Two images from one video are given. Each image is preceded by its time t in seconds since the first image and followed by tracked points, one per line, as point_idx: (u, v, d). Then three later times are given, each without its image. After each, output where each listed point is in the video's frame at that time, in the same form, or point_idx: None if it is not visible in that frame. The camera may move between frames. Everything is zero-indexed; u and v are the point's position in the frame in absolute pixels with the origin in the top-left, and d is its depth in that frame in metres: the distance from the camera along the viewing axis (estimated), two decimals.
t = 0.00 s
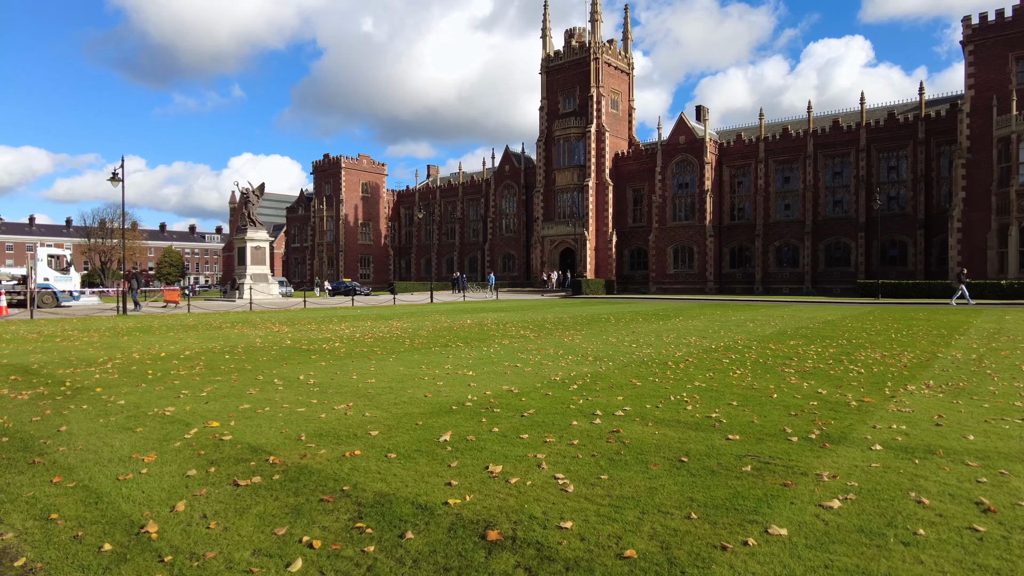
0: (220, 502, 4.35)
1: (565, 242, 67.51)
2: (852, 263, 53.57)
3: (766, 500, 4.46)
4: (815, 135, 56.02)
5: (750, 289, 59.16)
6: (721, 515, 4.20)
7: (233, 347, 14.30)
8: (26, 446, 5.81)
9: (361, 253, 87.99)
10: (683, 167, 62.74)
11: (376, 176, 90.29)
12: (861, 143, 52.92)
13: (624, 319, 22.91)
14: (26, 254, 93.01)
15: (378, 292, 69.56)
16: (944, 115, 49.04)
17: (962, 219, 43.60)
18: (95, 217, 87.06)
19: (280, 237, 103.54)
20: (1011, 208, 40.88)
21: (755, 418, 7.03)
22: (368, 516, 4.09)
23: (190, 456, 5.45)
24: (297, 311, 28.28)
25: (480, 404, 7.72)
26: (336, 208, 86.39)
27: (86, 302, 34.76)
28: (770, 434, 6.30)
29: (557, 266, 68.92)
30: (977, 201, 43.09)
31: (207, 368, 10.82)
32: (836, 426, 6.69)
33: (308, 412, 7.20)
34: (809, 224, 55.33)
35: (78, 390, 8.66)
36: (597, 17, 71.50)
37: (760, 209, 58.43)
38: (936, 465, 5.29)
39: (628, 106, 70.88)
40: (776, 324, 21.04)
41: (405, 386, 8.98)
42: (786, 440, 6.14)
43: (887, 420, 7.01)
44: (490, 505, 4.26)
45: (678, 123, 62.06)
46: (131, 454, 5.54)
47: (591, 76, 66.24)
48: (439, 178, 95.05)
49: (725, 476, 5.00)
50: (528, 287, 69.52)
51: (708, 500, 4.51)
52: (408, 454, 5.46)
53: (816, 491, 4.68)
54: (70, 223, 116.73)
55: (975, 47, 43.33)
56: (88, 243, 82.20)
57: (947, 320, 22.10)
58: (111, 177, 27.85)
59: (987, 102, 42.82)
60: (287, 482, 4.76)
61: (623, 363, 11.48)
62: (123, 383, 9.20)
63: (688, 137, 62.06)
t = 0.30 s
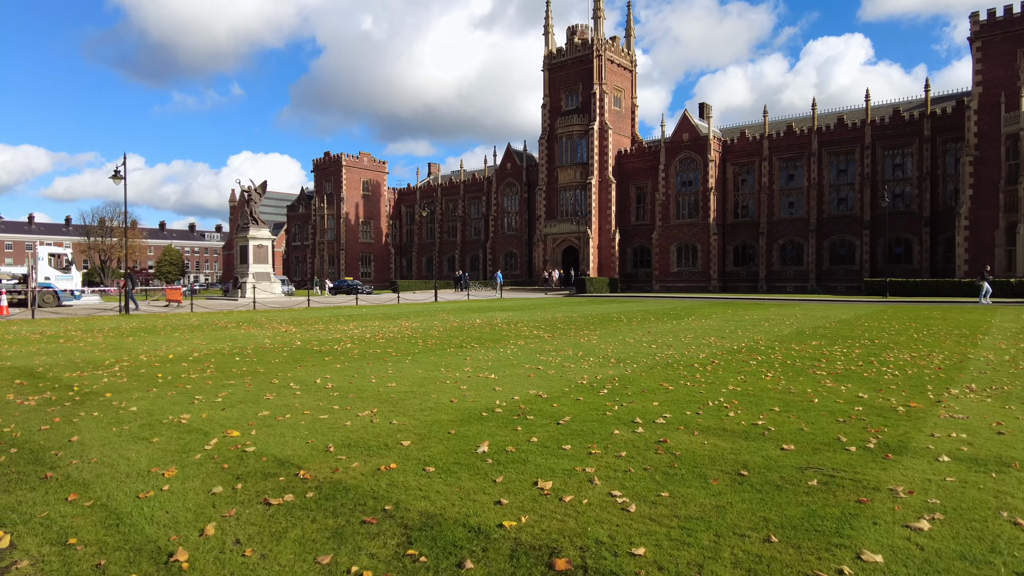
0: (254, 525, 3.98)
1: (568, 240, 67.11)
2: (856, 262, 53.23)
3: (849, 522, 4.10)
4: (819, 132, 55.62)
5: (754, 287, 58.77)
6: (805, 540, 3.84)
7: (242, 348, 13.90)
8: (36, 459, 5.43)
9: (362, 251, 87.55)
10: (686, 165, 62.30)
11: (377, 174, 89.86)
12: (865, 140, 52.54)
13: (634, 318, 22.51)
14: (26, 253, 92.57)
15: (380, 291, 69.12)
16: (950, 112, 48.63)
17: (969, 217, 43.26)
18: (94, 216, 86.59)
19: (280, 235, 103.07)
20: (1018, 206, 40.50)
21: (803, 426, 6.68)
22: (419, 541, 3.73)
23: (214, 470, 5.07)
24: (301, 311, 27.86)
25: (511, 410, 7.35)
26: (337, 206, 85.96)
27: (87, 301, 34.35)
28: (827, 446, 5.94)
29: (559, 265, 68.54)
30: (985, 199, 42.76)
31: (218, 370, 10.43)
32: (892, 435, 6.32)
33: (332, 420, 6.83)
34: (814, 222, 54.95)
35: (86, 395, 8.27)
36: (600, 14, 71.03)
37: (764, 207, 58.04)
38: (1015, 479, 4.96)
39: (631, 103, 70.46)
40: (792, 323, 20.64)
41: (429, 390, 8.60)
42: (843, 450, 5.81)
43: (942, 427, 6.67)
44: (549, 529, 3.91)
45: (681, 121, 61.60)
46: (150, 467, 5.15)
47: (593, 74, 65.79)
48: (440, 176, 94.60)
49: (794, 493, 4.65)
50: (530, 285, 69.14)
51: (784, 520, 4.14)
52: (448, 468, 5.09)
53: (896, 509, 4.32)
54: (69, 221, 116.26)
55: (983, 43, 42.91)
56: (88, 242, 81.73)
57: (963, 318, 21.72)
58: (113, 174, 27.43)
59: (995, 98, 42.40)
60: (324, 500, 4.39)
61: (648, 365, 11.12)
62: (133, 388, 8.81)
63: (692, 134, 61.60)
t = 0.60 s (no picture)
0: (299, 542, 3.66)
1: (571, 238, 66.76)
2: (862, 260, 52.87)
3: (945, 536, 3.77)
4: (824, 130, 55.24)
5: (758, 285, 58.39)
6: (904, 558, 3.51)
7: (254, 347, 13.55)
8: (55, 467, 5.10)
9: (363, 249, 87.17)
10: (690, 163, 61.86)
11: (378, 172, 89.50)
12: (871, 138, 52.17)
13: (647, 317, 22.17)
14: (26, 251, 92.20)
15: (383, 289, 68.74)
16: (956, 110, 48.28)
17: (977, 215, 42.93)
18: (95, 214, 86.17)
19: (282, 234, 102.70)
20: None
21: (858, 429, 6.35)
22: (485, 562, 3.40)
23: (244, 479, 4.73)
24: (307, 309, 27.52)
25: (548, 412, 7.04)
26: (338, 204, 85.57)
27: (90, 300, 34.03)
28: (890, 450, 5.61)
29: (562, 263, 68.22)
30: (993, 197, 42.48)
31: (235, 370, 10.11)
32: (955, 439, 6.01)
33: (362, 423, 6.50)
34: (819, 220, 54.59)
35: (100, 397, 7.92)
36: (603, 11, 70.60)
37: (768, 205, 57.67)
38: None
39: (634, 100, 70.10)
40: (809, 322, 20.30)
41: (456, 392, 8.27)
42: (909, 455, 5.48)
43: (1004, 430, 6.34)
44: (624, 547, 3.58)
45: (685, 118, 61.21)
46: (178, 475, 4.82)
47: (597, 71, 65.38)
48: (442, 174, 94.24)
49: (873, 502, 4.32)
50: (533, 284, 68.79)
51: (873, 534, 3.82)
52: (498, 476, 4.77)
53: (992, 522, 3.99)
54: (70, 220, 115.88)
55: (991, 40, 42.51)
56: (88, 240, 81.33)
57: (980, 317, 21.40)
58: (117, 171, 27.07)
59: (1004, 96, 42.04)
60: (371, 513, 4.06)
61: (676, 365, 10.79)
62: (148, 389, 8.49)
63: (696, 132, 61.20)
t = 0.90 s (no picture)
0: (343, 571, 3.34)
1: (573, 236, 66.43)
2: (864, 258, 52.64)
3: None
4: (826, 128, 54.92)
5: (760, 284, 58.03)
6: None
7: (263, 348, 13.19)
8: (69, 482, 4.77)
9: (363, 248, 86.73)
10: (692, 161, 61.56)
11: (378, 170, 89.11)
12: (873, 136, 51.90)
13: (656, 316, 21.86)
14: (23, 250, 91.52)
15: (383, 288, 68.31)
16: (960, 108, 48.01)
17: (981, 213, 42.70)
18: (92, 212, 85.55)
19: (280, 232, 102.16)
20: None
21: (911, 437, 6.04)
22: None
23: (273, 494, 4.41)
24: (311, 308, 27.17)
25: (582, 419, 6.73)
26: (338, 203, 85.09)
27: (90, 299, 33.63)
28: (952, 459, 5.31)
29: (563, 261, 67.90)
30: (998, 195, 42.24)
31: (246, 373, 9.77)
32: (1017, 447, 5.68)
33: (389, 431, 6.18)
34: (821, 219, 54.29)
35: (110, 402, 7.58)
36: (604, 8, 70.20)
37: (770, 203, 57.33)
38: None
39: (635, 98, 69.77)
40: (822, 321, 20.01)
41: (481, 396, 7.94)
42: (974, 464, 5.17)
43: None
44: None
45: (687, 116, 60.84)
46: (202, 492, 4.49)
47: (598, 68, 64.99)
48: (442, 172, 93.82)
49: (957, 520, 4.00)
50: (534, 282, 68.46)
51: (967, 556, 3.51)
52: (545, 491, 4.46)
53: None
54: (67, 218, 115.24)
55: (996, 37, 42.18)
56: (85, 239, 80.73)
57: (993, 315, 21.11)
58: (118, 169, 26.66)
59: (1009, 93, 41.77)
60: (418, 535, 3.74)
61: (700, 367, 10.49)
62: (159, 393, 8.16)
63: (698, 129, 60.87)
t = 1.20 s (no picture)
0: None
1: (572, 234, 66.06)
2: (865, 256, 52.41)
3: None
4: (827, 125, 54.61)
5: (760, 282, 57.71)
6: None
7: (268, 348, 12.74)
8: (74, 499, 4.37)
9: (360, 246, 86.17)
10: (692, 158, 61.25)
11: (375, 168, 88.56)
12: (874, 134, 51.61)
13: (664, 315, 21.51)
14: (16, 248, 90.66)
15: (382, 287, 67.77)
16: (961, 105, 47.82)
17: (984, 210, 42.48)
18: (87, 211, 84.76)
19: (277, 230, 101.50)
20: None
21: (973, 443, 5.67)
22: None
23: (301, 512, 4.01)
24: (312, 307, 26.73)
25: (618, 425, 6.35)
26: (335, 201, 84.52)
27: (86, 298, 33.08)
28: None
29: (563, 259, 67.52)
30: (1001, 192, 42.05)
31: (255, 375, 9.36)
32: None
33: (416, 438, 5.79)
34: (821, 217, 54.02)
35: (113, 408, 7.16)
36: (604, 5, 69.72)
37: (771, 201, 56.99)
38: None
39: (635, 95, 69.36)
40: (835, 320, 19.63)
41: (505, 400, 7.56)
42: None
43: None
44: None
45: (687, 113, 60.46)
46: (223, 509, 4.09)
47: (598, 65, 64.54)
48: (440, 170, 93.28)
49: None
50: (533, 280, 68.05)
51: None
52: (599, 508, 4.08)
53: None
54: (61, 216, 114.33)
55: (999, 34, 41.83)
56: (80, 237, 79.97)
57: (1004, 313, 20.83)
58: (114, 165, 26.12)
59: (1012, 90, 41.53)
60: (469, 564, 3.36)
61: (724, 369, 10.12)
62: (165, 397, 7.74)
63: (698, 127, 60.50)
